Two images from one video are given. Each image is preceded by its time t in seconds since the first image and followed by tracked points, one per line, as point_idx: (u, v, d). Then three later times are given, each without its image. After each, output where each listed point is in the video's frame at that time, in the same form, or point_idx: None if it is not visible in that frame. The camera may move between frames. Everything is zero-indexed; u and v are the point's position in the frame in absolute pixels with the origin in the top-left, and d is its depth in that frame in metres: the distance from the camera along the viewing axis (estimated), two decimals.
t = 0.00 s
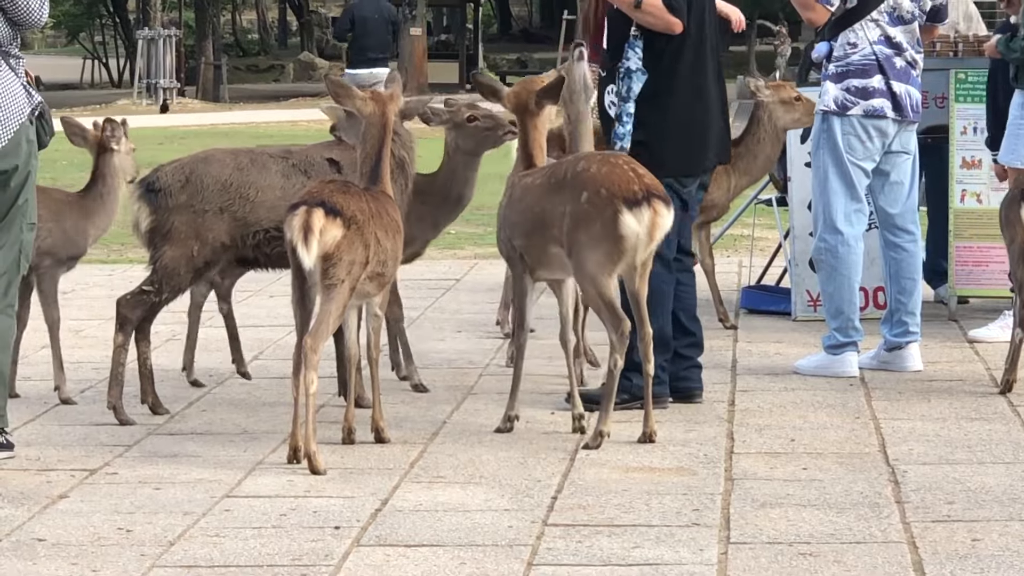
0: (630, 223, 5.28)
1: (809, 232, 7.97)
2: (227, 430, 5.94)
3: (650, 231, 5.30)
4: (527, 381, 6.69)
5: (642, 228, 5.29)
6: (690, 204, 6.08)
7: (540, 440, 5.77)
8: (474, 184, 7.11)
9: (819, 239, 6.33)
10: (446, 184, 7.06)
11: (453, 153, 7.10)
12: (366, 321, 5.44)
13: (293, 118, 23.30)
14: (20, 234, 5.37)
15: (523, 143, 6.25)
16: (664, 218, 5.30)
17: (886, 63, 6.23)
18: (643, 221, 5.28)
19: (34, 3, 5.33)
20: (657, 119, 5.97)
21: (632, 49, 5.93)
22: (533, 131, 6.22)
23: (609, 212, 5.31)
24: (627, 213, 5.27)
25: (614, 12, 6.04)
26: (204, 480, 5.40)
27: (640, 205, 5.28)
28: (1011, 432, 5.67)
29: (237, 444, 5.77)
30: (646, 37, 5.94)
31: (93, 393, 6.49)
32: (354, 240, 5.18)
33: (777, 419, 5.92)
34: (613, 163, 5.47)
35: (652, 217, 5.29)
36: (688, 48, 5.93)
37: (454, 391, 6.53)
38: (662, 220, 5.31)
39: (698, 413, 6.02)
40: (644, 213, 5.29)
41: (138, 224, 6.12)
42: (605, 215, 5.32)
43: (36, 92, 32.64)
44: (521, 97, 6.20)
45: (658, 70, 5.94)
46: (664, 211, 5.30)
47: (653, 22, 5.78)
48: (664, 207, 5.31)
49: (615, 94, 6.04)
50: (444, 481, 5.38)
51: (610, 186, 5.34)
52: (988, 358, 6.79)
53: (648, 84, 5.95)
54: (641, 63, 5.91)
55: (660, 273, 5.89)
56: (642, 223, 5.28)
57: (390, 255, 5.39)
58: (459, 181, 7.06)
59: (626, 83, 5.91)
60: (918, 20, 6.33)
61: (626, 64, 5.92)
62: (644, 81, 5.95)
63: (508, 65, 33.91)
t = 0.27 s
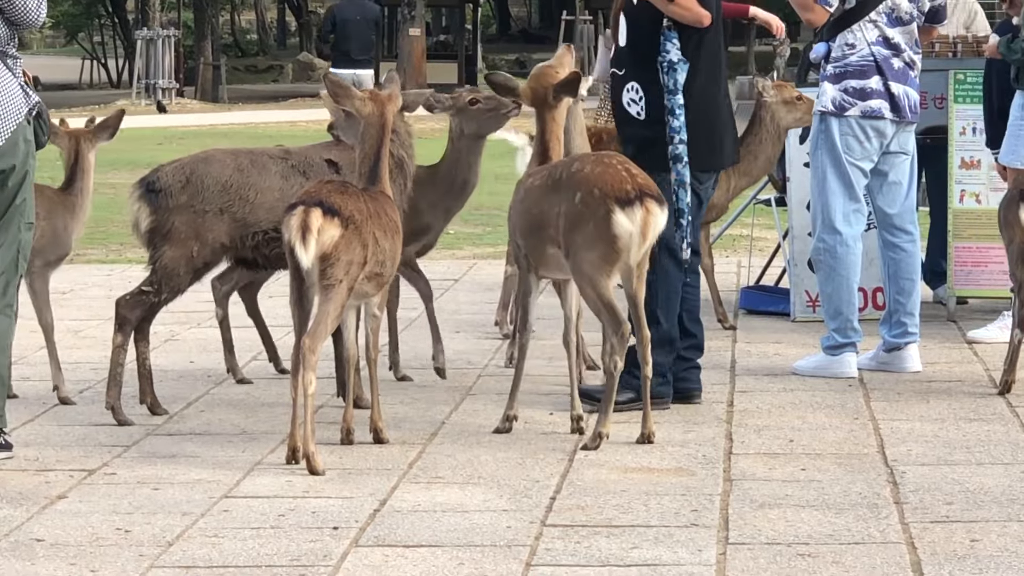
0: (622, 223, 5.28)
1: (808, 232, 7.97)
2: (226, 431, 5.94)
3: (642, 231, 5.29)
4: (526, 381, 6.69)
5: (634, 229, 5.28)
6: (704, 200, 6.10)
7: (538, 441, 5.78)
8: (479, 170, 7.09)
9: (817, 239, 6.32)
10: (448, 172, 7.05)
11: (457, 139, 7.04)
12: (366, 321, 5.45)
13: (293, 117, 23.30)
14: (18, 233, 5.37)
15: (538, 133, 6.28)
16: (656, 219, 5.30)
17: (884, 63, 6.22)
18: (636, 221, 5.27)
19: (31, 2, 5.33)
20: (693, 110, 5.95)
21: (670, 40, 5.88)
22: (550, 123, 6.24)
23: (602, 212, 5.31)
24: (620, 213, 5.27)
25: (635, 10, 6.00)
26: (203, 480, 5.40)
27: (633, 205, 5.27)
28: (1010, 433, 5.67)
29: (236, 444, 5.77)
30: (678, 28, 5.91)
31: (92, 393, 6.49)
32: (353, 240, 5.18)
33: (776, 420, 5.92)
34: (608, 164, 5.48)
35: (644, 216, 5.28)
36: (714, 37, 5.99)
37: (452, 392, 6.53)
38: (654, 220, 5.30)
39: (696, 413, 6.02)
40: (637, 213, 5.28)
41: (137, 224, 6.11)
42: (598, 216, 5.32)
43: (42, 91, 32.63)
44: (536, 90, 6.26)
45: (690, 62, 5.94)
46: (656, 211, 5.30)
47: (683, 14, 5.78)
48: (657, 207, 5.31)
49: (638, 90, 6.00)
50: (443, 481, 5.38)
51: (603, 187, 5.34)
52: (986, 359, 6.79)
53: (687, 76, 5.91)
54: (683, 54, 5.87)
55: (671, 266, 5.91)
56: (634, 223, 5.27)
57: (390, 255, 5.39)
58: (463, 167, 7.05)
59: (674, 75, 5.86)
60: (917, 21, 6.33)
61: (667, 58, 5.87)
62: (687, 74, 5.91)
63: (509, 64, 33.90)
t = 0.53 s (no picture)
0: (608, 222, 5.28)
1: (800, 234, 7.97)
2: (217, 431, 5.95)
3: (628, 231, 5.29)
4: (519, 382, 6.70)
5: (621, 228, 5.28)
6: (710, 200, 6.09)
7: (530, 441, 5.78)
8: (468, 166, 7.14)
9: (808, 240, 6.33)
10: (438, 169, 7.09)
11: (449, 135, 7.15)
12: (357, 322, 5.45)
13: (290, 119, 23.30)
14: (9, 233, 5.37)
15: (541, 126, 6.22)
16: (643, 219, 5.30)
17: (875, 65, 6.23)
18: (622, 220, 5.27)
19: (20, 2, 5.33)
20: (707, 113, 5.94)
21: (692, 46, 5.83)
22: (555, 120, 6.20)
23: (589, 211, 5.31)
24: (606, 212, 5.27)
25: (644, 8, 5.90)
26: (195, 481, 5.40)
27: (618, 204, 5.27)
28: (1001, 434, 5.68)
29: (227, 445, 5.78)
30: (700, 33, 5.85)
31: (84, 394, 6.49)
32: (342, 240, 5.18)
33: (768, 421, 5.93)
34: (596, 165, 5.48)
35: (630, 215, 5.28)
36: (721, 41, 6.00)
37: (444, 393, 6.54)
38: (641, 219, 5.30)
39: (688, 414, 6.03)
40: (623, 212, 5.28)
41: (128, 225, 6.10)
42: (586, 216, 5.32)
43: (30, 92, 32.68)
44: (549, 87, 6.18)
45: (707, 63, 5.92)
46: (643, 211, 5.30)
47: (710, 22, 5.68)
48: (644, 206, 5.31)
49: (642, 88, 5.94)
50: (434, 481, 5.38)
51: (589, 187, 5.35)
52: (978, 359, 6.79)
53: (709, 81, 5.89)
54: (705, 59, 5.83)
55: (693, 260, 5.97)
56: (621, 222, 5.27)
57: (380, 256, 5.40)
58: (453, 164, 7.09)
59: (699, 80, 5.82)
60: (907, 22, 6.34)
61: (691, 63, 5.82)
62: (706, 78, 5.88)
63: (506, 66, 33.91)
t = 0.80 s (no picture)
0: (595, 224, 5.28)
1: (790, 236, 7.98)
2: (206, 433, 5.95)
3: (615, 232, 5.29)
4: (509, 383, 6.70)
5: (608, 230, 5.28)
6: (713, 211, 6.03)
7: (518, 443, 5.79)
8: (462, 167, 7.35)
9: (796, 243, 6.33)
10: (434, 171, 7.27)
11: (448, 135, 7.38)
12: (345, 324, 5.45)
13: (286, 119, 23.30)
14: None
15: (538, 133, 6.25)
16: (630, 220, 5.30)
17: (863, 67, 6.24)
18: (609, 222, 5.28)
19: (5, 4, 5.33)
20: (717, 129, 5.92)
21: (703, 62, 5.76)
22: (551, 131, 6.23)
23: (576, 213, 5.32)
24: (593, 214, 5.27)
25: (660, 18, 5.81)
26: (183, 483, 5.40)
27: (605, 206, 5.28)
28: (990, 436, 5.68)
29: (216, 447, 5.78)
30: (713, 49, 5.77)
31: (73, 395, 6.49)
32: (331, 243, 5.19)
33: (757, 423, 5.93)
34: (583, 168, 5.49)
35: (617, 217, 5.28)
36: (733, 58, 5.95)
37: (433, 394, 6.54)
38: (628, 220, 5.30)
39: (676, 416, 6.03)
40: (610, 214, 5.28)
41: (115, 227, 6.09)
42: (573, 218, 5.33)
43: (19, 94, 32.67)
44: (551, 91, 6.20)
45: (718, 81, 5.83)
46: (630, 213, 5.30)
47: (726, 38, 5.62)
48: (632, 208, 5.31)
49: (655, 98, 5.84)
50: (423, 483, 5.38)
51: (576, 189, 5.36)
52: (968, 362, 6.80)
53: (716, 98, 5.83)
54: (714, 77, 5.77)
55: (709, 269, 5.97)
56: (608, 224, 5.27)
57: (369, 259, 5.40)
58: (449, 164, 7.29)
59: (706, 98, 5.76)
60: (896, 24, 6.34)
61: (700, 80, 5.76)
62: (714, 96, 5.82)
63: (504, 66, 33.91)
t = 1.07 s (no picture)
0: (587, 227, 5.28)
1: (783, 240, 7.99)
2: (200, 437, 5.95)
3: (608, 236, 5.29)
4: (504, 387, 6.70)
5: (600, 233, 5.28)
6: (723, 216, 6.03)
7: (512, 447, 5.79)
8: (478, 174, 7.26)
9: (790, 246, 6.35)
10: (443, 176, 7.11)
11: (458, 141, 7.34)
12: (339, 327, 5.45)
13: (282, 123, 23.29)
14: None
15: (539, 135, 6.26)
16: (622, 224, 5.30)
17: (856, 71, 6.24)
18: (600, 225, 5.28)
19: None
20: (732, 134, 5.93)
21: (720, 71, 5.73)
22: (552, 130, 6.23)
23: (568, 217, 5.32)
24: (584, 218, 5.27)
25: (681, 26, 5.79)
26: (177, 486, 5.40)
27: (597, 209, 5.28)
28: (984, 439, 5.69)
29: (209, 451, 5.77)
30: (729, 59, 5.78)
31: (67, 399, 6.49)
32: (324, 246, 5.18)
33: (751, 427, 5.93)
34: (575, 172, 5.49)
35: (609, 220, 5.28)
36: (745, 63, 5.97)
37: (427, 398, 6.54)
38: (620, 224, 5.30)
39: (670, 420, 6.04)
40: (602, 218, 5.28)
41: (107, 230, 6.09)
42: (564, 222, 5.33)
43: (11, 100, 32.68)
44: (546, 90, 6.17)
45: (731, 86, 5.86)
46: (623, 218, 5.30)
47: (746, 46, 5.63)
48: (624, 212, 5.31)
49: (673, 104, 5.82)
50: (417, 487, 5.38)
51: (568, 193, 5.36)
52: (962, 365, 6.80)
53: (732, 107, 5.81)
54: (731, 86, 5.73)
55: (719, 276, 5.91)
56: (600, 228, 5.27)
57: (362, 262, 5.40)
58: (463, 171, 7.09)
59: (721, 105, 5.73)
60: (889, 28, 6.33)
61: (716, 88, 5.73)
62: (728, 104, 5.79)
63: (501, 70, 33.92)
